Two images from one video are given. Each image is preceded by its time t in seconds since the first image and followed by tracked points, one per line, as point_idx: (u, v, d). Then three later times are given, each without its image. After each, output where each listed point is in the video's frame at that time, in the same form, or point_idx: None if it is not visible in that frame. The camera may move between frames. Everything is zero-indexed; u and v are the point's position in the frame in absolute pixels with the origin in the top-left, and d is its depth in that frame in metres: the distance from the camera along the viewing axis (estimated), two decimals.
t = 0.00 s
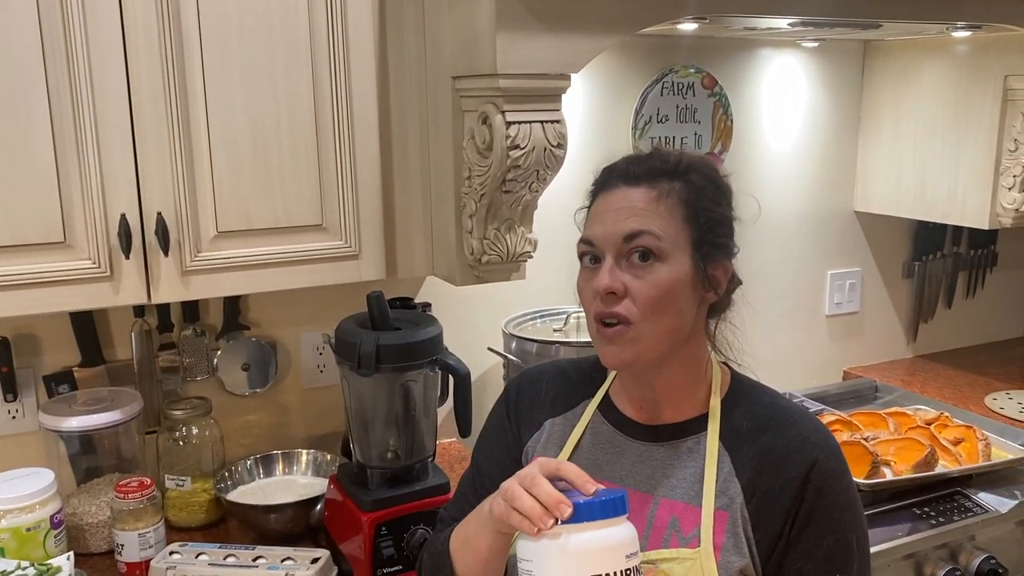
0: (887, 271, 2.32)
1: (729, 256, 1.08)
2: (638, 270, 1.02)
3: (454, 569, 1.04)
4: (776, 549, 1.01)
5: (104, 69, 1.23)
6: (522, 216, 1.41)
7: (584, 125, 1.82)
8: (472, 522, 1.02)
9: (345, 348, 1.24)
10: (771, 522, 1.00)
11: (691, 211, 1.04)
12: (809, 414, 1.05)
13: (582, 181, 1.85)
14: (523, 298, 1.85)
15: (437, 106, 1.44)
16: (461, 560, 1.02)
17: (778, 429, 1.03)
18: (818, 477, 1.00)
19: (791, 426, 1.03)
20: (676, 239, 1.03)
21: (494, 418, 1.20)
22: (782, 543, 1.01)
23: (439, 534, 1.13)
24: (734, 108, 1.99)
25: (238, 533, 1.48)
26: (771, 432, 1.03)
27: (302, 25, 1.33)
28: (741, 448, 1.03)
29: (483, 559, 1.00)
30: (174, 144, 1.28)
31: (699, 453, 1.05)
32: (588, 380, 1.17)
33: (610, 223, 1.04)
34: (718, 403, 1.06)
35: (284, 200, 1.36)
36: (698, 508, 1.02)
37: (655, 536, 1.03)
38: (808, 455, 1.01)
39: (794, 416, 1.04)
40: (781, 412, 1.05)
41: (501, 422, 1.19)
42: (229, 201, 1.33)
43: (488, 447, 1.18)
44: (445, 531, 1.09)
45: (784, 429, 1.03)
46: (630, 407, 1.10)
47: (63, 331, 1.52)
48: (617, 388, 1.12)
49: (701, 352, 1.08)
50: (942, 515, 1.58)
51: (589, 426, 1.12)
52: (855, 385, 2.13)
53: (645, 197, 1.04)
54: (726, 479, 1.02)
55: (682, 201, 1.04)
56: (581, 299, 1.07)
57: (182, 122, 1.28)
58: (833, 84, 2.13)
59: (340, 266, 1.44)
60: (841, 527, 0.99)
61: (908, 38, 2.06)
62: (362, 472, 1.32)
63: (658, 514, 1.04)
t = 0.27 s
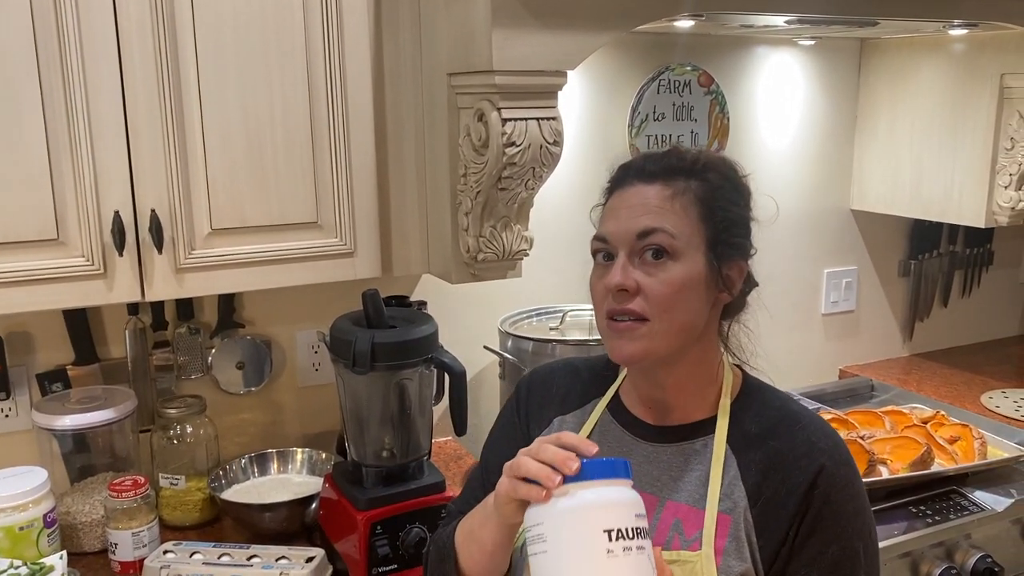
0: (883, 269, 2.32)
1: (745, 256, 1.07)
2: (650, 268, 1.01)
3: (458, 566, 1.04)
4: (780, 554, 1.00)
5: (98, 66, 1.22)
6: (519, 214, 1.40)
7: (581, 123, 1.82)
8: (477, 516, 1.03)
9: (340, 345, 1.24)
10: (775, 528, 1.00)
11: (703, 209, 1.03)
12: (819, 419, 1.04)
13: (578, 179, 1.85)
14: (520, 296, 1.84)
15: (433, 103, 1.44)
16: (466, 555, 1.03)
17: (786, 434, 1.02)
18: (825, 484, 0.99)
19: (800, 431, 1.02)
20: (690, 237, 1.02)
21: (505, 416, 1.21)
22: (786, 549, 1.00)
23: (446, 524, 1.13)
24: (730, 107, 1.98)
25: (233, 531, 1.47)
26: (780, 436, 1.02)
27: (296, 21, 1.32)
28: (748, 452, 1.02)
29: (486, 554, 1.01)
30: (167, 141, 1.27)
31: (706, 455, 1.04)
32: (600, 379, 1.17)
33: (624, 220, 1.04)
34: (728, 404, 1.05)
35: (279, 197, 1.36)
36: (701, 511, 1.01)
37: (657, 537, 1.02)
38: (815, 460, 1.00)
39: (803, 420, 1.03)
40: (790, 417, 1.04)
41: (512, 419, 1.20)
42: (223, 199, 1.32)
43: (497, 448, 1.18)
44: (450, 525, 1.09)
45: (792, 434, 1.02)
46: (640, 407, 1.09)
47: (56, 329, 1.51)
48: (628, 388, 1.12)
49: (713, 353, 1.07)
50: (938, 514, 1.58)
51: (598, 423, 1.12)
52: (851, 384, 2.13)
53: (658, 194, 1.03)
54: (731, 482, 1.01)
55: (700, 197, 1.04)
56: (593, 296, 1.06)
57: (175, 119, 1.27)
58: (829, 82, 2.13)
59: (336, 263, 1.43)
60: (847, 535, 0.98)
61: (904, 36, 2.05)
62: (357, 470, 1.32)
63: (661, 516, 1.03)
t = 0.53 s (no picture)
0: (878, 268, 2.33)
1: (751, 258, 1.06)
2: (656, 269, 1.01)
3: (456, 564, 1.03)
4: (780, 559, 0.99)
5: (90, 62, 1.22)
6: (513, 213, 1.40)
7: (575, 122, 1.82)
8: (474, 523, 1.02)
9: (333, 344, 1.23)
10: (775, 532, 0.99)
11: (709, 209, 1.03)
12: (820, 424, 1.04)
13: (573, 178, 1.85)
14: (514, 295, 1.84)
15: (427, 101, 1.43)
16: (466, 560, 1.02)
17: (787, 437, 1.02)
18: (826, 488, 0.98)
19: (800, 434, 1.02)
20: (697, 239, 1.01)
21: (506, 417, 1.21)
22: (786, 554, 0.99)
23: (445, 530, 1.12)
24: (725, 106, 1.98)
25: (225, 531, 1.47)
26: (781, 440, 1.01)
27: (288, 19, 1.32)
28: (749, 455, 1.02)
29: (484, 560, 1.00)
30: (159, 138, 1.27)
31: (706, 458, 1.04)
32: (601, 379, 1.17)
33: (630, 219, 1.03)
34: (729, 406, 1.05)
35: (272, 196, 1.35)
36: (701, 514, 1.01)
37: (657, 540, 1.01)
38: (816, 464, 0.99)
39: (804, 424, 1.03)
40: (791, 420, 1.03)
41: (513, 419, 1.20)
42: (216, 198, 1.31)
43: (499, 450, 1.18)
44: (451, 530, 1.09)
45: (793, 438, 1.01)
46: (640, 408, 1.09)
47: (48, 328, 1.50)
48: (629, 389, 1.11)
49: (716, 355, 1.07)
50: (932, 513, 1.58)
51: (598, 426, 1.12)
52: (845, 384, 2.14)
53: (666, 195, 1.02)
54: (731, 485, 1.01)
55: (707, 198, 1.03)
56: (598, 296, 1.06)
57: (168, 118, 1.27)
58: (823, 81, 2.13)
59: (329, 262, 1.42)
60: (848, 540, 0.97)
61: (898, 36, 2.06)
62: (350, 470, 1.32)
63: (661, 519, 1.02)
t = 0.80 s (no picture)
0: (872, 268, 2.33)
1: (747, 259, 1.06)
2: (657, 275, 1.01)
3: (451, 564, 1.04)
4: (778, 554, 0.99)
5: (82, 61, 1.21)
6: (507, 212, 1.40)
7: (569, 121, 1.82)
8: (472, 531, 1.01)
9: (327, 344, 1.23)
10: (773, 527, 0.99)
11: (705, 212, 1.02)
12: (815, 417, 1.04)
13: (568, 178, 1.85)
14: (509, 295, 1.84)
15: (421, 101, 1.43)
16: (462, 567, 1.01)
17: (784, 433, 1.01)
18: (822, 483, 0.98)
19: (796, 430, 1.02)
20: (696, 245, 1.01)
21: (500, 417, 1.21)
22: (784, 548, 0.99)
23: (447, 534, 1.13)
24: (719, 106, 1.98)
25: (219, 532, 1.47)
26: (777, 436, 1.01)
27: (282, 18, 1.31)
28: (745, 452, 1.02)
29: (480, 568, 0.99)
30: (152, 138, 1.26)
31: (702, 455, 1.03)
32: (595, 379, 1.17)
33: (629, 225, 1.03)
34: (724, 403, 1.05)
35: (265, 196, 1.35)
36: (699, 511, 1.00)
37: (655, 538, 1.01)
38: (812, 460, 0.99)
39: (800, 419, 1.03)
40: (787, 416, 1.03)
41: (506, 420, 1.19)
42: (209, 197, 1.31)
43: (494, 452, 1.17)
44: (448, 538, 1.09)
45: (789, 434, 1.01)
46: (636, 408, 1.09)
47: (41, 327, 1.50)
48: (624, 388, 1.11)
49: (713, 357, 1.08)
50: (926, 512, 1.59)
51: (593, 425, 1.11)
52: (839, 383, 2.14)
53: (664, 199, 1.02)
54: (728, 482, 1.01)
55: (704, 201, 1.03)
56: (596, 300, 1.06)
57: (161, 118, 1.26)
58: (818, 81, 2.13)
59: (323, 262, 1.42)
60: (845, 533, 0.98)
61: (892, 36, 2.06)
62: (344, 470, 1.32)
63: (659, 517, 1.02)
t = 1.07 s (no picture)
0: (866, 268, 2.34)
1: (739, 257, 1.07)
2: (652, 274, 1.01)
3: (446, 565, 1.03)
4: (771, 551, 1.00)
5: (77, 61, 1.21)
6: (502, 212, 1.40)
7: (564, 121, 1.82)
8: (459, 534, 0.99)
9: (322, 344, 1.23)
10: (765, 525, 0.99)
11: (698, 209, 1.03)
12: (804, 414, 1.04)
13: (562, 178, 1.85)
14: (504, 295, 1.84)
15: (416, 101, 1.43)
16: (450, 568, 0.97)
17: (775, 431, 1.02)
18: (814, 480, 0.99)
19: (787, 428, 1.02)
20: (691, 244, 1.01)
21: (490, 420, 1.20)
22: (777, 546, 1.00)
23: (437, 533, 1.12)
24: (714, 106, 1.99)
25: (214, 532, 1.46)
26: (767, 434, 1.02)
27: (276, 18, 1.31)
28: (736, 450, 1.02)
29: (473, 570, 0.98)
30: (147, 138, 1.26)
31: (695, 454, 1.03)
32: (587, 377, 1.17)
33: (625, 224, 1.03)
34: (715, 402, 1.05)
35: (260, 195, 1.35)
36: (691, 510, 1.01)
37: (649, 537, 1.01)
38: (803, 457, 1.00)
39: (790, 417, 1.03)
40: (777, 413, 1.04)
41: (497, 421, 1.18)
42: (204, 197, 1.31)
43: (487, 449, 1.17)
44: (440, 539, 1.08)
45: (780, 431, 1.02)
46: (628, 407, 1.09)
47: (35, 327, 1.49)
48: (615, 387, 1.11)
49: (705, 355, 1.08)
50: (919, 510, 1.59)
51: (585, 425, 1.11)
52: (833, 382, 2.15)
53: (658, 198, 1.02)
54: (720, 480, 1.01)
55: (699, 200, 1.03)
56: (590, 298, 1.06)
57: (156, 117, 1.26)
58: (812, 81, 2.13)
59: (318, 262, 1.42)
60: (837, 529, 0.98)
61: (886, 36, 2.07)
62: (339, 470, 1.32)
63: (652, 516, 1.02)
